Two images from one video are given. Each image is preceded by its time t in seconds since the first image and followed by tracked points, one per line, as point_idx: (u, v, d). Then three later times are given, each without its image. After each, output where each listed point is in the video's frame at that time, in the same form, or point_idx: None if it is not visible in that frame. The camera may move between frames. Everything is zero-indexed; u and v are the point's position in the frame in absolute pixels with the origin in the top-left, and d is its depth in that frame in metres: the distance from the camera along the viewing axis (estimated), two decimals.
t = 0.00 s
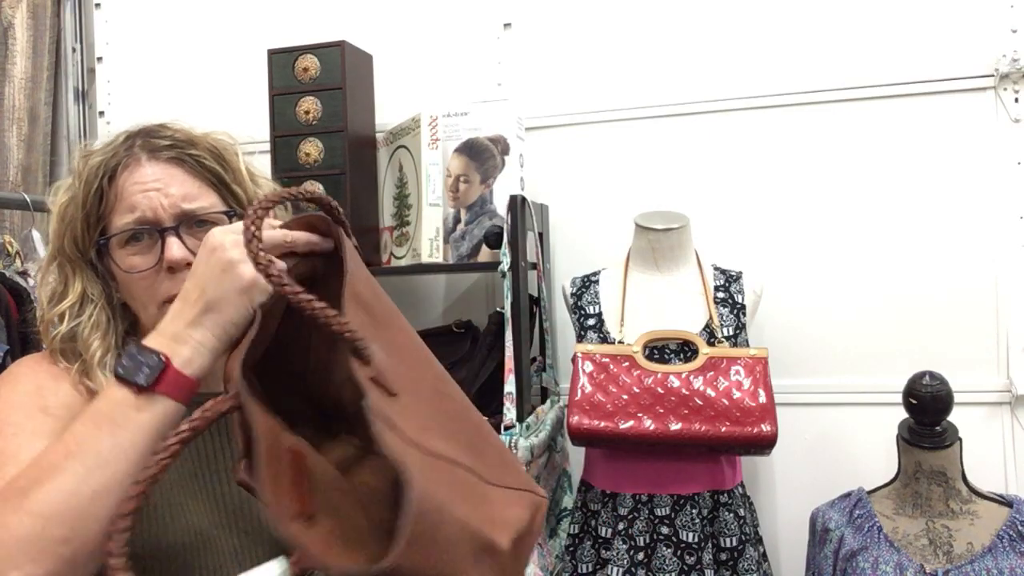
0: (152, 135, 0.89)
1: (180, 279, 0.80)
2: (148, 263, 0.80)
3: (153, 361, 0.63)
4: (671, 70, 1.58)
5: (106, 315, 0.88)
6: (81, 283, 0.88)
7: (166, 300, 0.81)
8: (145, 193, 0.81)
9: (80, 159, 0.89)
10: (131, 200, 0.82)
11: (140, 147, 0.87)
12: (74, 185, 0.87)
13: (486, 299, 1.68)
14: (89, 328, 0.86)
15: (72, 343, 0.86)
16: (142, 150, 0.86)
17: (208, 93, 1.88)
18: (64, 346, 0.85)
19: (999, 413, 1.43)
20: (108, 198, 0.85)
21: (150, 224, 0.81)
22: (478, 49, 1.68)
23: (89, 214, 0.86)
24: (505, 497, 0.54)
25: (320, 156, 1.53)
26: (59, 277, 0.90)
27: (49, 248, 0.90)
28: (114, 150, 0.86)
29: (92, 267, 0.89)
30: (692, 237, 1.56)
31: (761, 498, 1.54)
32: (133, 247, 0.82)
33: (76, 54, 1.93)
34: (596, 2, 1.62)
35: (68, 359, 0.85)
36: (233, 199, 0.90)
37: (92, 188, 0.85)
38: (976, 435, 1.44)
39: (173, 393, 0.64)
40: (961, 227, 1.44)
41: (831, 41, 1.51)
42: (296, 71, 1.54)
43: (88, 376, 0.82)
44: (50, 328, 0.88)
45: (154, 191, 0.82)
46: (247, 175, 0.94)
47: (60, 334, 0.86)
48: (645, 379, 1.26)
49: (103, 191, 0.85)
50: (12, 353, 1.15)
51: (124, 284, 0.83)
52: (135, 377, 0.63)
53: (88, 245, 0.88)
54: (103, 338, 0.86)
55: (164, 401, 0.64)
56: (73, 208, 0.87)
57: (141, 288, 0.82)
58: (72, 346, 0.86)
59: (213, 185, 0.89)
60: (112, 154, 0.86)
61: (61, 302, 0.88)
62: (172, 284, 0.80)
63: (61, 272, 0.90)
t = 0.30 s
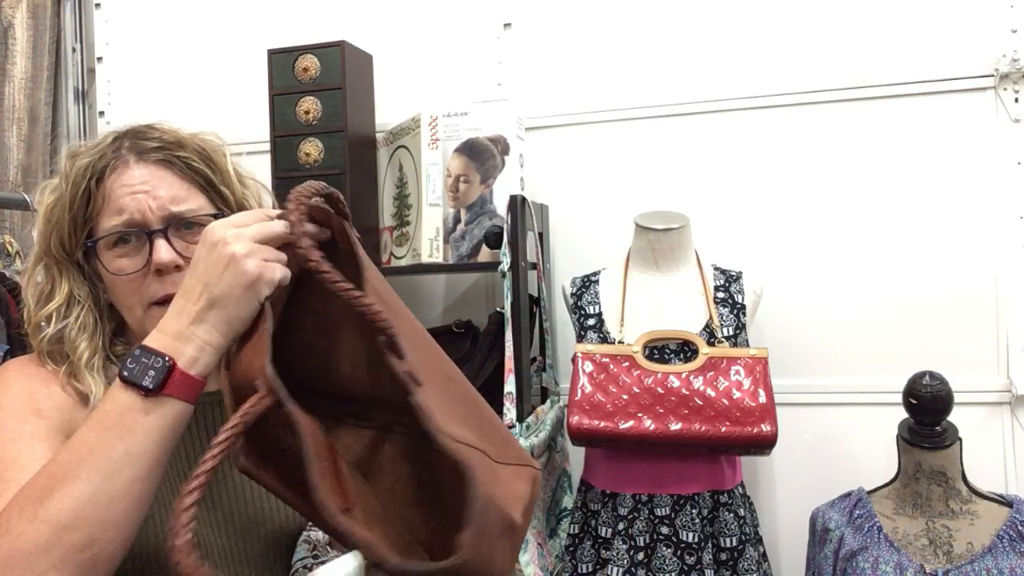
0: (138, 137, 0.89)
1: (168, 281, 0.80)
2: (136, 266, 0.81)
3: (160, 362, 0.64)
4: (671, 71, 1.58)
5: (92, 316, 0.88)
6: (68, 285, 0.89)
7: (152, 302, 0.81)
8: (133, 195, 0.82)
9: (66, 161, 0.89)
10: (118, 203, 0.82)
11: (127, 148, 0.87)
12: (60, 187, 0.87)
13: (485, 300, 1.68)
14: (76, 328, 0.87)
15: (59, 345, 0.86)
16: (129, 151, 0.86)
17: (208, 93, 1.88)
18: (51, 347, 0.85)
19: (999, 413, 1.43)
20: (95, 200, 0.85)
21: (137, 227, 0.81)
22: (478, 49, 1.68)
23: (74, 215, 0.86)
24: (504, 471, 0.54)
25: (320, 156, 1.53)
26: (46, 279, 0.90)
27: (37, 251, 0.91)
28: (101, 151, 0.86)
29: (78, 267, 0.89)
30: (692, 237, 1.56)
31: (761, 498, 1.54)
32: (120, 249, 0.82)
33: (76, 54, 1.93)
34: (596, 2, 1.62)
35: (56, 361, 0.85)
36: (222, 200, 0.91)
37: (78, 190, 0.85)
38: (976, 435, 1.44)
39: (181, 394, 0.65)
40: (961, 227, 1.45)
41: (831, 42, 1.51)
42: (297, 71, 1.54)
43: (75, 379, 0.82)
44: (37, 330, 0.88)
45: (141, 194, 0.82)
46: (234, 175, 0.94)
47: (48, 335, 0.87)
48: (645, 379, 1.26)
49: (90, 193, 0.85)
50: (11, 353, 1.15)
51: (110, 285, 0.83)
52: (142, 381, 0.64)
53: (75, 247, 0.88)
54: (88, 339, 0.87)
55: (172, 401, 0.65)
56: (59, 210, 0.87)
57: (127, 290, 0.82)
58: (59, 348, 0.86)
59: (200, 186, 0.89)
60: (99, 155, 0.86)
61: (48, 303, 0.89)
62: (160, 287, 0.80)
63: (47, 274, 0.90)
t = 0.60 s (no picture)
0: (187, 145, 0.90)
1: (204, 288, 0.85)
2: (172, 269, 0.84)
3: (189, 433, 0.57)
4: (671, 70, 1.58)
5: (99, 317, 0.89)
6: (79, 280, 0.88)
7: (177, 303, 0.84)
8: (183, 200, 0.85)
9: (99, 155, 0.87)
10: (168, 206, 0.85)
11: (175, 150, 0.89)
12: (90, 181, 0.85)
13: (485, 300, 1.68)
14: (81, 329, 0.88)
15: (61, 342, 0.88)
16: (178, 155, 0.88)
17: (208, 93, 1.88)
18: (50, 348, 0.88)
19: (999, 413, 1.43)
20: (139, 195, 0.85)
21: (179, 232, 0.85)
22: (478, 49, 1.68)
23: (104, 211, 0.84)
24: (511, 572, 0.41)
25: (320, 156, 1.53)
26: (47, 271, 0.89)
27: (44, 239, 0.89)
28: (150, 150, 0.87)
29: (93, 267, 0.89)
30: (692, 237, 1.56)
31: (761, 498, 1.54)
32: (153, 249, 0.84)
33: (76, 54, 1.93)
34: (596, 2, 1.62)
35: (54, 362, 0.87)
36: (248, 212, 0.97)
37: (122, 184, 0.84)
38: (976, 435, 1.44)
39: (201, 471, 0.57)
40: (961, 227, 1.44)
41: (831, 41, 1.51)
42: (297, 71, 1.54)
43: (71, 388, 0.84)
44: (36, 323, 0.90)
45: (190, 200, 0.85)
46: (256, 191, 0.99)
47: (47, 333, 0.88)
48: (645, 379, 1.26)
49: (136, 188, 0.85)
50: (12, 353, 1.15)
51: (132, 281, 0.85)
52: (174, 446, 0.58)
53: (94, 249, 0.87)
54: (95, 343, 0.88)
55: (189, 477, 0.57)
56: (85, 204, 0.85)
57: (150, 290, 0.84)
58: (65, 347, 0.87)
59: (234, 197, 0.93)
60: (147, 152, 0.86)
61: (58, 295, 0.89)
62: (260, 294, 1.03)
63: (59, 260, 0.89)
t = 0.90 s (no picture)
0: (259, 178, 0.91)
1: (238, 321, 0.89)
2: (216, 301, 0.86)
3: None
4: (671, 70, 1.58)
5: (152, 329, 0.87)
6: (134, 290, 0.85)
7: (204, 332, 0.88)
8: (246, 238, 0.87)
9: (172, 165, 0.85)
10: (230, 239, 0.86)
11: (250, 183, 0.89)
12: (163, 195, 0.84)
13: (485, 300, 1.68)
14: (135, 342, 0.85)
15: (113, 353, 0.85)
16: (252, 189, 0.89)
17: (207, 93, 1.88)
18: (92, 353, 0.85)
19: (999, 413, 1.43)
20: (211, 224, 0.85)
21: (231, 267, 0.87)
22: (478, 49, 1.68)
23: (173, 228, 0.84)
24: None
25: (320, 156, 1.53)
26: (85, 267, 0.85)
27: (89, 234, 0.84)
28: (229, 179, 0.86)
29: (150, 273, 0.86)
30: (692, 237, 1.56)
31: (761, 498, 1.54)
32: (209, 279, 0.86)
33: (76, 54, 1.94)
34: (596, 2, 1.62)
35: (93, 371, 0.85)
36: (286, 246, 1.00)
37: (199, 208, 0.84)
38: (976, 435, 1.44)
39: None
40: (962, 227, 1.44)
41: (831, 41, 1.51)
42: (297, 71, 1.54)
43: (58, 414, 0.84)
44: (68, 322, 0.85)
45: (255, 239, 0.88)
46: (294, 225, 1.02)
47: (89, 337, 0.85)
48: (645, 379, 1.26)
49: (209, 217, 0.85)
50: (11, 353, 1.15)
51: (172, 297, 0.85)
52: None
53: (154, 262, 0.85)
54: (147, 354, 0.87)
55: None
56: (153, 217, 0.83)
57: (191, 315, 0.86)
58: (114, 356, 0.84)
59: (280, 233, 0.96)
60: (225, 181, 0.86)
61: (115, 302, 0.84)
62: (273, 316, 1.04)
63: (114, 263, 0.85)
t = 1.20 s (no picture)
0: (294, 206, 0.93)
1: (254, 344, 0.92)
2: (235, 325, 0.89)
3: None
4: (671, 70, 1.58)
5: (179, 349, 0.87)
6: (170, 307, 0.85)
7: (223, 352, 0.90)
8: (282, 267, 0.91)
9: (227, 188, 0.85)
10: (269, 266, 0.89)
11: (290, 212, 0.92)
12: (216, 217, 0.84)
13: (485, 300, 1.68)
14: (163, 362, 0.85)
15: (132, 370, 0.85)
16: (292, 219, 0.92)
17: (207, 93, 1.88)
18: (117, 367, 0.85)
19: (999, 413, 1.43)
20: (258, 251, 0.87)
21: (260, 296, 0.89)
22: (478, 49, 1.68)
23: (225, 250, 0.85)
24: None
25: (320, 156, 1.53)
26: (123, 276, 0.83)
27: (134, 244, 0.82)
28: (277, 208, 0.89)
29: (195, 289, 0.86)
30: (692, 237, 1.56)
31: (761, 498, 1.54)
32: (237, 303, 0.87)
33: (76, 54, 1.94)
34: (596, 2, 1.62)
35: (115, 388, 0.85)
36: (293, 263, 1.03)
37: (250, 238, 0.86)
38: (976, 435, 1.44)
39: None
40: (961, 227, 1.45)
41: (831, 41, 1.51)
42: (297, 71, 1.54)
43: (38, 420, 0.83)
44: (92, 332, 0.83)
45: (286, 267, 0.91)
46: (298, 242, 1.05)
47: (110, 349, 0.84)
48: (645, 379, 1.26)
49: (258, 244, 0.87)
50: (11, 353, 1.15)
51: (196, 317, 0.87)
52: None
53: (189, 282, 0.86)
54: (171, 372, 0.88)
55: None
56: (207, 236, 0.84)
57: (215, 336, 0.89)
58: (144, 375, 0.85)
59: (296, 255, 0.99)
60: (275, 210, 0.88)
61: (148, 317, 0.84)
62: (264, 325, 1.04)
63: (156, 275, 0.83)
